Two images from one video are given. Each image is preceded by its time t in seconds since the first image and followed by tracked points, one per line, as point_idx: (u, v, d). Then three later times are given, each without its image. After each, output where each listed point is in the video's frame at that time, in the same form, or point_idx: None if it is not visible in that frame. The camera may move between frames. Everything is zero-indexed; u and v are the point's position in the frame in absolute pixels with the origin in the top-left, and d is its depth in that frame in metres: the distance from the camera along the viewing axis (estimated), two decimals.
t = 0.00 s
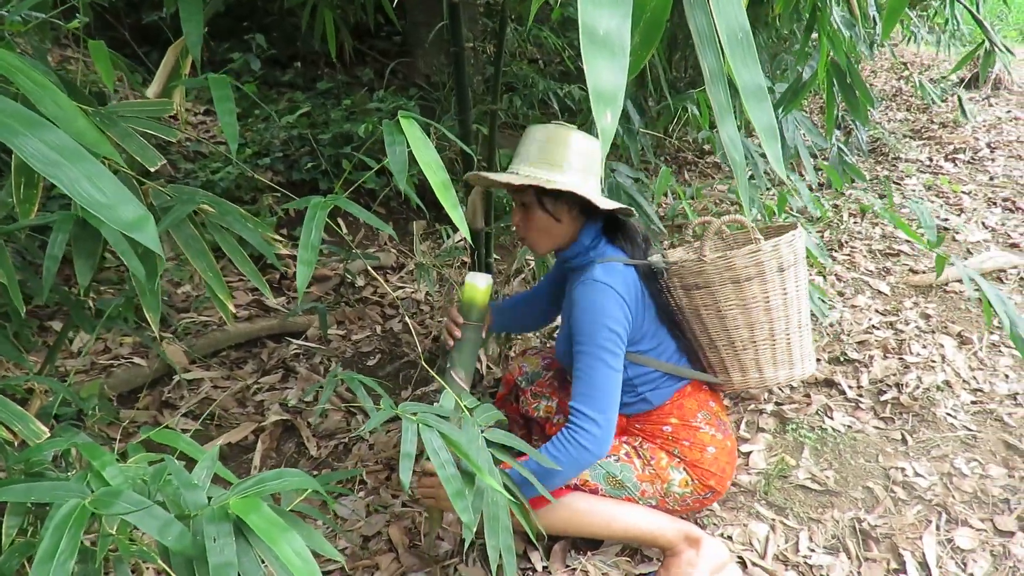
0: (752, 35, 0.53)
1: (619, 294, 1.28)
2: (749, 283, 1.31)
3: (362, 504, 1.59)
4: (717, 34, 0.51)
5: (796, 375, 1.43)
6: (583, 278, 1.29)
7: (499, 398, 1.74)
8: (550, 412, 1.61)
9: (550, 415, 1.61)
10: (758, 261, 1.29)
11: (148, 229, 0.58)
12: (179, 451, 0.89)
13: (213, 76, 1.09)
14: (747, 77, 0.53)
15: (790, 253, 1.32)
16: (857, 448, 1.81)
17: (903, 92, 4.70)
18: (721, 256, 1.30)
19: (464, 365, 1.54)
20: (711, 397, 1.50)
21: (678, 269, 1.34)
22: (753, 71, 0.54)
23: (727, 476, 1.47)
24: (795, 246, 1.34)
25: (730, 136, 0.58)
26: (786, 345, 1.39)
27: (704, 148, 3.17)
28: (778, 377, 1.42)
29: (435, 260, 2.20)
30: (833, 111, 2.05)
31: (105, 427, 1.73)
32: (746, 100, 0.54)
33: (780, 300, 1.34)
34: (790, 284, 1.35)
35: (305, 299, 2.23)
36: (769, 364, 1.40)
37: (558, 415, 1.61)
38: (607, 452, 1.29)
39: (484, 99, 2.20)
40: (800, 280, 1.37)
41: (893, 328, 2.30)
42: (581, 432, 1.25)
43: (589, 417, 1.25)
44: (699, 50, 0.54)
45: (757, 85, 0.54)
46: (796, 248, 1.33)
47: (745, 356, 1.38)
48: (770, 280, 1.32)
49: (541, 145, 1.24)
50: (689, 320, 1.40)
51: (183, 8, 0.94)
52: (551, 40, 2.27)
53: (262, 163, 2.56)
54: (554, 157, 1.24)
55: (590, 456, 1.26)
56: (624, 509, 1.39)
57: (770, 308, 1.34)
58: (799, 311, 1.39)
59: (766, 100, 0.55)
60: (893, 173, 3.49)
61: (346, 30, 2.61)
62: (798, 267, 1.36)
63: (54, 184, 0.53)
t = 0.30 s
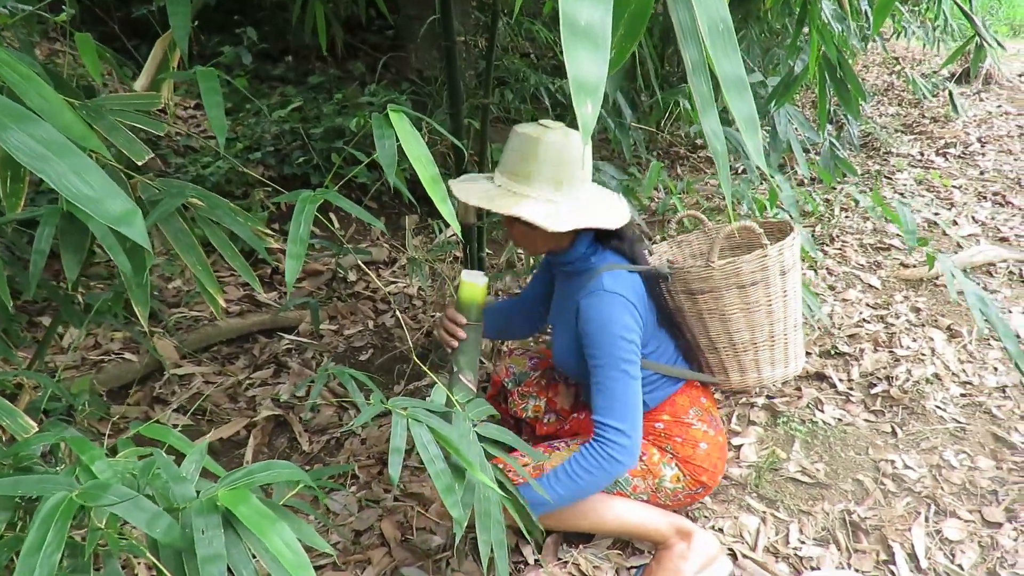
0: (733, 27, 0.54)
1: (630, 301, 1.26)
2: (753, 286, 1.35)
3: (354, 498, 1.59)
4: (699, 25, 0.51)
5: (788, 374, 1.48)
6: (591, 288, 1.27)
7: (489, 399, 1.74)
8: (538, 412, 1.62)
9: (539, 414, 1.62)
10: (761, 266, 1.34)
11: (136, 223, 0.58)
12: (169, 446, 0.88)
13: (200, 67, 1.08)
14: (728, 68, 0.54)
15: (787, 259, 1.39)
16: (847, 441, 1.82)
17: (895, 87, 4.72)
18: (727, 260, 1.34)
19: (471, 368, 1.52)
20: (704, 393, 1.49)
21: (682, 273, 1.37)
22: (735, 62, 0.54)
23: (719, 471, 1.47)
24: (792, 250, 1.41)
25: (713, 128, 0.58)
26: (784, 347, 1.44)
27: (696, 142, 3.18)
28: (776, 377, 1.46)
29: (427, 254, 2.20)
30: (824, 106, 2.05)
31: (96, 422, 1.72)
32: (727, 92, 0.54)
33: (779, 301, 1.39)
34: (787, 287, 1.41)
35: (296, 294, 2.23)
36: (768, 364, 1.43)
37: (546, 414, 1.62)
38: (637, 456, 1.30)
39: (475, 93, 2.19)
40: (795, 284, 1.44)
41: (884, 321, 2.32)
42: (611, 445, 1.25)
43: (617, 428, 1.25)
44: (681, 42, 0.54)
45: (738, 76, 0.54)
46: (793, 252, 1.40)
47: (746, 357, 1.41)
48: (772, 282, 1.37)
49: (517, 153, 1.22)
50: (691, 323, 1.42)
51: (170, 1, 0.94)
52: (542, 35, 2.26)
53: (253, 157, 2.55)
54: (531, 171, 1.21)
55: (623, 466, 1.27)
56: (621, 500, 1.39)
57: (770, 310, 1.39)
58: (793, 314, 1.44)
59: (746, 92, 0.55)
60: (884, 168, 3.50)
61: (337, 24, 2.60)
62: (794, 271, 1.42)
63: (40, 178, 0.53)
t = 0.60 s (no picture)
0: (707, 25, 0.54)
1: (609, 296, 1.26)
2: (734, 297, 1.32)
3: (342, 497, 1.59)
4: (673, 23, 0.52)
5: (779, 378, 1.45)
6: (569, 290, 1.27)
7: (479, 397, 1.75)
8: (529, 410, 1.62)
9: (529, 413, 1.63)
10: (740, 276, 1.30)
11: (112, 219, 0.59)
12: (153, 444, 0.88)
13: (179, 59, 1.08)
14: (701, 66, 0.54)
15: (772, 266, 1.34)
16: (833, 435, 1.84)
17: (882, 84, 4.74)
18: (704, 274, 1.31)
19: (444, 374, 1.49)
20: (696, 393, 1.51)
21: (661, 284, 1.35)
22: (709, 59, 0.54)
23: (711, 468, 1.49)
24: (778, 255, 1.35)
25: (688, 125, 0.58)
26: (770, 351, 1.41)
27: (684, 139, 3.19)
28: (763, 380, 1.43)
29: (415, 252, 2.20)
30: (809, 103, 2.06)
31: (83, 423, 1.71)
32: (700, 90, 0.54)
33: (763, 309, 1.35)
34: (772, 293, 1.37)
35: (285, 293, 2.22)
36: (754, 369, 1.41)
37: (537, 412, 1.62)
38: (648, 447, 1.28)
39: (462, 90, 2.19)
40: (782, 288, 1.39)
41: (870, 317, 2.33)
42: (617, 441, 1.24)
43: (620, 424, 1.24)
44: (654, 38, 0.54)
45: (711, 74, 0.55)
46: (778, 257, 1.35)
47: (730, 364, 1.39)
48: (754, 290, 1.33)
49: (487, 164, 1.22)
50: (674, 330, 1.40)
51: None
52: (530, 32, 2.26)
53: (240, 155, 2.54)
54: (500, 181, 1.21)
55: (636, 459, 1.25)
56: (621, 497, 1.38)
57: (754, 317, 1.35)
58: (781, 319, 1.40)
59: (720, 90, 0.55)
60: (871, 164, 3.53)
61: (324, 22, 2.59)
62: (780, 275, 1.37)
63: (17, 174, 0.53)
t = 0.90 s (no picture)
0: (671, 24, 0.56)
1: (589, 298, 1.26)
2: (711, 283, 1.35)
3: (324, 495, 1.58)
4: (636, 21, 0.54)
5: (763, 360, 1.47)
6: (548, 300, 1.26)
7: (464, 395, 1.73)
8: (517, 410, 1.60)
9: (519, 411, 1.60)
10: (716, 261, 1.34)
11: (83, 219, 0.58)
12: (128, 442, 0.87)
13: (154, 56, 1.07)
14: (665, 64, 0.56)
15: (743, 248, 1.38)
16: (814, 430, 1.85)
17: (864, 82, 4.78)
18: (680, 264, 1.34)
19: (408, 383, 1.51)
20: (685, 387, 1.51)
21: (640, 280, 1.37)
22: (672, 58, 0.57)
23: (701, 462, 1.48)
24: (747, 234, 1.40)
25: (653, 122, 0.61)
26: (753, 333, 1.43)
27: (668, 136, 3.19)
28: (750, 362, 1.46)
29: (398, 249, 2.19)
30: (789, 100, 2.07)
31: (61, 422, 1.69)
32: (664, 88, 0.57)
33: (741, 290, 1.39)
34: (747, 273, 1.41)
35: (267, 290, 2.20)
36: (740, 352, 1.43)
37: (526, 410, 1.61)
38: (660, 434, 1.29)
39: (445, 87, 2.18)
40: (756, 268, 1.44)
41: (851, 312, 2.35)
42: (631, 437, 1.25)
43: (630, 418, 1.25)
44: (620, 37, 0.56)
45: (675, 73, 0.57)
46: (747, 236, 1.40)
47: (717, 352, 1.41)
48: (730, 274, 1.36)
49: (456, 183, 1.22)
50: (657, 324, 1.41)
51: None
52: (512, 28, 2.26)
53: (221, 151, 2.52)
54: (467, 198, 1.21)
55: (653, 448, 1.26)
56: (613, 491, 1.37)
57: (733, 300, 1.38)
58: (759, 299, 1.44)
59: (685, 88, 0.57)
60: (853, 161, 3.55)
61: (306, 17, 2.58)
62: (752, 255, 1.42)
63: None
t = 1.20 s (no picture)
0: (640, 24, 0.62)
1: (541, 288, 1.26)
2: (661, 254, 1.31)
3: (311, 494, 1.58)
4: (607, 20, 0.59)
5: (734, 318, 1.44)
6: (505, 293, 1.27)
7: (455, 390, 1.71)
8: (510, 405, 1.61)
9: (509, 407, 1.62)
10: (660, 233, 1.30)
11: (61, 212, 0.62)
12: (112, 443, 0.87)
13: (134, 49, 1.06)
14: (636, 63, 0.62)
15: (686, 213, 1.35)
16: (800, 423, 1.86)
17: (849, 78, 4.81)
18: (623, 241, 1.31)
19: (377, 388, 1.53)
20: (677, 376, 1.52)
21: (593, 264, 1.33)
22: (639, 56, 0.63)
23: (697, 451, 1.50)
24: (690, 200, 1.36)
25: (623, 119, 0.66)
26: (717, 295, 1.40)
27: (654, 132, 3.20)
28: (722, 325, 1.42)
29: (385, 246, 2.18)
30: (773, 96, 2.09)
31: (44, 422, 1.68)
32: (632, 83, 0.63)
33: (694, 257, 1.35)
34: (700, 239, 1.37)
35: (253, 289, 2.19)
36: (709, 317, 1.40)
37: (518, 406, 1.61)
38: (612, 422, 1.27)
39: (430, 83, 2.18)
40: (708, 231, 1.39)
41: (836, 307, 2.37)
42: (580, 420, 1.23)
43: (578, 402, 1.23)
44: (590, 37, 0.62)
45: (643, 71, 0.63)
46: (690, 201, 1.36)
47: (685, 320, 1.38)
48: (679, 242, 1.32)
49: (419, 197, 1.24)
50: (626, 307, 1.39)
51: None
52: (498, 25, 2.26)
53: (206, 149, 2.50)
54: (428, 212, 1.23)
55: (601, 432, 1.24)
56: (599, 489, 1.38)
57: (689, 268, 1.34)
58: (716, 261, 1.40)
59: (654, 87, 0.64)
60: (838, 157, 3.58)
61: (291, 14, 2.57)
62: (700, 220, 1.38)
63: None
